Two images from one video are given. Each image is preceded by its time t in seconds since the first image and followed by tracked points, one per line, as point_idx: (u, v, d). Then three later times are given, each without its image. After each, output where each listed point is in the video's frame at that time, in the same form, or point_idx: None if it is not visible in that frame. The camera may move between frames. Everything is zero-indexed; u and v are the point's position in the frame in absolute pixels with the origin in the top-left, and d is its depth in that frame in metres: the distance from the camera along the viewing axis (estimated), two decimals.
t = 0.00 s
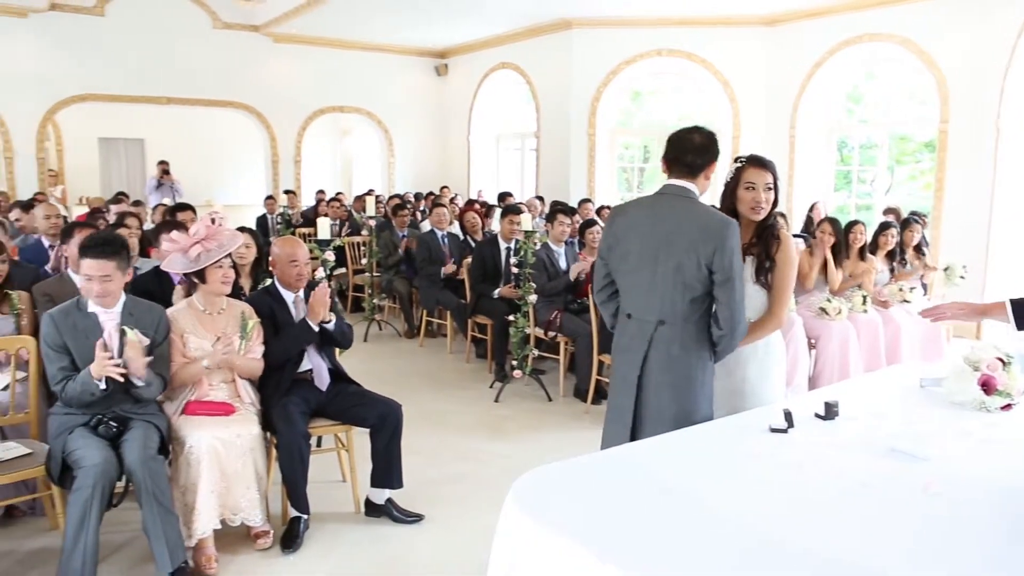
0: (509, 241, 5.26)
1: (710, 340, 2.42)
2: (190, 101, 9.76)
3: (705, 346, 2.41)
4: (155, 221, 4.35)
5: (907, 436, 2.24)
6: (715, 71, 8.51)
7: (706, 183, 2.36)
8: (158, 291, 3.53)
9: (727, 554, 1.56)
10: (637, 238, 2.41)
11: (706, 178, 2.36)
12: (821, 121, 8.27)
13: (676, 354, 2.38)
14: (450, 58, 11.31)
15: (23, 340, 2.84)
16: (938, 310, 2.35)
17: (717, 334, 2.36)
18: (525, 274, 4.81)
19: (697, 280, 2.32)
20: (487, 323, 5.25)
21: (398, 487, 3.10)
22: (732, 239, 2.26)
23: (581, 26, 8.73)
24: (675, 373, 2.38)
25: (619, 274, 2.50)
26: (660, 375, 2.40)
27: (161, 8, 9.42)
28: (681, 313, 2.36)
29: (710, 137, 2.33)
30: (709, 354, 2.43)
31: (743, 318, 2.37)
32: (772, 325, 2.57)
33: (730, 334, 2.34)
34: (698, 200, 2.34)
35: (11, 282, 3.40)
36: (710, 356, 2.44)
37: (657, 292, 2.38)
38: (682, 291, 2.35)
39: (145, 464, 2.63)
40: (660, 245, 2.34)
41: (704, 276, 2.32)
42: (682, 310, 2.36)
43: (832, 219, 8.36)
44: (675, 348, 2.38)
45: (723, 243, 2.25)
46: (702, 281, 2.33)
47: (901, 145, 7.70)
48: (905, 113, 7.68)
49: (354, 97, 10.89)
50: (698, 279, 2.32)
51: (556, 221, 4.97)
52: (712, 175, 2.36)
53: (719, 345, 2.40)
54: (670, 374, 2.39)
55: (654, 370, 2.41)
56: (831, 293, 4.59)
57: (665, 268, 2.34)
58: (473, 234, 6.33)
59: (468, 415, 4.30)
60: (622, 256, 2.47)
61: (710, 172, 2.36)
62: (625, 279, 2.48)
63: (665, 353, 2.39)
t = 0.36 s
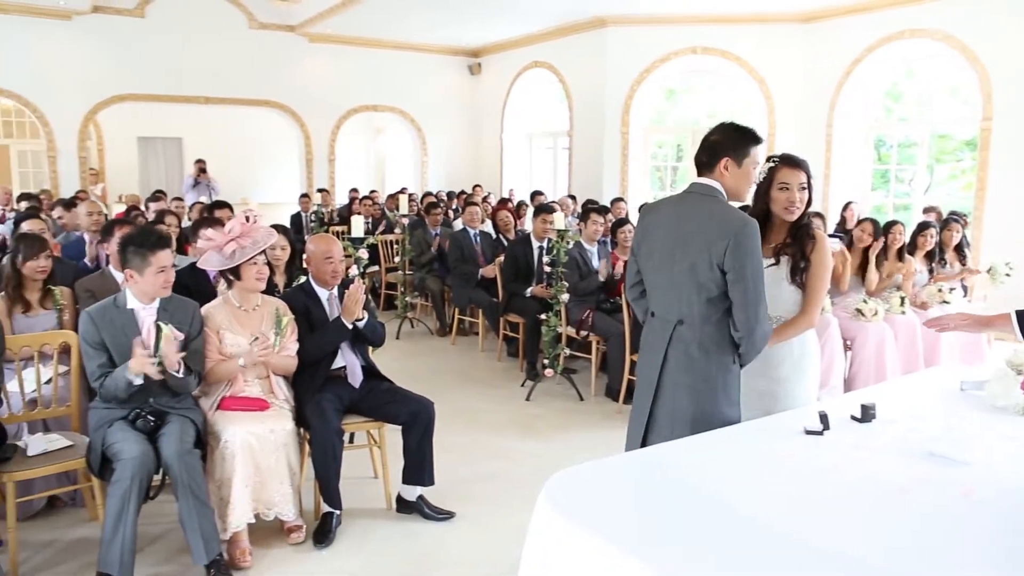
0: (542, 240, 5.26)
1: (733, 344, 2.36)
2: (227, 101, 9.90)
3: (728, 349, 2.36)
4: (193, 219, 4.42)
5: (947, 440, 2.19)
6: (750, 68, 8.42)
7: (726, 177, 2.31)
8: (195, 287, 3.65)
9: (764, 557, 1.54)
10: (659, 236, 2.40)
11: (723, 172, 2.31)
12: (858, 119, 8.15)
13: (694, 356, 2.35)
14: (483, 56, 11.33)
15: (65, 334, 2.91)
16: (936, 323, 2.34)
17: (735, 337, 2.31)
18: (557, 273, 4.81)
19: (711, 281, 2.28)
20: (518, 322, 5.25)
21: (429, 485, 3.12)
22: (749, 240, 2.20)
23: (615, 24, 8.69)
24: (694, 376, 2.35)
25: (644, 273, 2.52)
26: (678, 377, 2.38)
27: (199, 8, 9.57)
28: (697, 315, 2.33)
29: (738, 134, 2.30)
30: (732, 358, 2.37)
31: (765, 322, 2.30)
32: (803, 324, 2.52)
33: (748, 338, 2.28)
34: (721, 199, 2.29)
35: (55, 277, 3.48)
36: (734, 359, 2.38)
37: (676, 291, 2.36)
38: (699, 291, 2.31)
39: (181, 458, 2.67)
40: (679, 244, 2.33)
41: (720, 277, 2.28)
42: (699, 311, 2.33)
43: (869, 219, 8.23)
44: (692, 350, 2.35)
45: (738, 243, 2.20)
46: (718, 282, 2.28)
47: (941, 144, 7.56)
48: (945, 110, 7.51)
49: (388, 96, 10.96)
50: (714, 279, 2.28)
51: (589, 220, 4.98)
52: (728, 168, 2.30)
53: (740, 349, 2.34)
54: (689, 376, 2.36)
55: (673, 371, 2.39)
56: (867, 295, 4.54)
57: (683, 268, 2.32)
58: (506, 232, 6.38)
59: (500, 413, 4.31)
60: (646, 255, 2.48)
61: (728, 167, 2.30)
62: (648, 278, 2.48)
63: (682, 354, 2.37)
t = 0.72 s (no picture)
0: (564, 233, 5.25)
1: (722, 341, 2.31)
2: (252, 94, 9.97)
3: (716, 345, 2.31)
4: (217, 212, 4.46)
5: (975, 437, 2.16)
6: (775, 61, 8.34)
7: (718, 177, 2.29)
8: (217, 278, 3.68)
9: (792, 554, 1.52)
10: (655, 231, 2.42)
11: (715, 172, 2.28)
12: (885, 112, 8.05)
13: (682, 350, 2.34)
14: (506, 49, 11.32)
15: (92, 325, 2.95)
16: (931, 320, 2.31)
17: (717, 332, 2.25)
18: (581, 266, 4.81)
19: (689, 275, 2.27)
20: (540, 315, 5.25)
21: (450, 477, 3.13)
22: (721, 234, 2.17)
23: (639, 16, 8.64)
24: (682, 369, 2.34)
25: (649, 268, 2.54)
26: (670, 370, 2.38)
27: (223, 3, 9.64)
28: (681, 308, 2.32)
29: (735, 132, 2.23)
30: (723, 354, 2.31)
31: (746, 319, 2.22)
32: (829, 321, 2.54)
33: (725, 333, 2.22)
34: (707, 194, 2.27)
35: (83, 269, 3.53)
36: (726, 355, 2.32)
37: (663, 282, 2.36)
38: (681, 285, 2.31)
39: (206, 448, 2.69)
40: (664, 238, 2.34)
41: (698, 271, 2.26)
42: (682, 305, 2.32)
43: (895, 214, 8.13)
44: (679, 343, 2.34)
45: (709, 237, 2.18)
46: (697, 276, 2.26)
47: (971, 137, 7.50)
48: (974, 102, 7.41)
49: (411, 89, 10.98)
50: (691, 273, 2.27)
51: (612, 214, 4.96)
52: (719, 169, 2.27)
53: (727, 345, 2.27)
54: (678, 370, 2.35)
55: (664, 364, 2.39)
56: (893, 290, 4.51)
57: (668, 259, 2.33)
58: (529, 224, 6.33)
59: (522, 406, 4.31)
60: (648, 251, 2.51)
61: (718, 168, 2.27)
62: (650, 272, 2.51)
63: (671, 347, 2.37)
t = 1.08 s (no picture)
0: (572, 228, 5.25)
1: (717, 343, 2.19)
2: (261, 89, 9.99)
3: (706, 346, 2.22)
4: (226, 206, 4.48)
5: (984, 434, 2.15)
6: (785, 55, 8.31)
7: (729, 176, 2.21)
8: (225, 274, 3.70)
9: (799, 548, 1.52)
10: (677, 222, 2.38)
11: (725, 172, 2.20)
12: (895, 107, 8.00)
13: (675, 344, 2.29)
14: (515, 44, 11.31)
15: (101, 318, 2.97)
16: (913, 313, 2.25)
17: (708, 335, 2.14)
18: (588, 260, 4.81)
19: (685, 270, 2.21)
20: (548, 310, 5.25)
21: (457, 471, 3.13)
22: (715, 233, 2.08)
23: (649, 11, 8.61)
24: (673, 364, 2.30)
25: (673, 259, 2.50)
26: (663, 363, 2.34)
27: None
28: (678, 303, 2.27)
29: (741, 130, 2.14)
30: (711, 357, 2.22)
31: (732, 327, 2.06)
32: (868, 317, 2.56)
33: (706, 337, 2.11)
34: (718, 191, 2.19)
35: (92, 263, 3.54)
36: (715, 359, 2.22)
37: (669, 274, 2.32)
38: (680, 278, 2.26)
39: (214, 441, 2.69)
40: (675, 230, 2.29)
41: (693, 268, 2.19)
42: (679, 300, 2.27)
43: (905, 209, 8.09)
44: (673, 337, 2.30)
45: (702, 234, 2.10)
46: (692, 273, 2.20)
47: (981, 131, 7.39)
48: (985, 97, 7.32)
49: (419, 83, 10.98)
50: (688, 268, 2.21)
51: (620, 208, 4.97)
52: (729, 169, 2.19)
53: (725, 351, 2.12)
54: (670, 364, 2.31)
55: (660, 357, 2.36)
56: (903, 285, 4.51)
57: (672, 251, 2.28)
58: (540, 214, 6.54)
59: (529, 400, 4.32)
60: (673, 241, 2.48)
61: (728, 167, 2.19)
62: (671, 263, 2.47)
63: (666, 340, 2.33)
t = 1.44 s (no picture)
0: (568, 224, 5.26)
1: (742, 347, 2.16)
2: (255, 85, 9.96)
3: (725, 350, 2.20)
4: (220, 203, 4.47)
5: (979, 429, 2.15)
6: (781, 52, 8.32)
7: (777, 183, 2.13)
8: (222, 271, 3.70)
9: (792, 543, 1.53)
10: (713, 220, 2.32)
11: (772, 178, 2.13)
12: (890, 103, 8.01)
13: (692, 342, 2.27)
14: (510, 40, 11.29)
15: (96, 316, 2.96)
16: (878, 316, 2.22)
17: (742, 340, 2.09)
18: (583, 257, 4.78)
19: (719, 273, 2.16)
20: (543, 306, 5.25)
21: (453, 468, 3.13)
22: (761, 242, 2.01)
23: (645, 7, 8.60)
24: (688, 360, 2.28)
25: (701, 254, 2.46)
26: (679, 358, 2.33)
27: None
28: (704, 302, 2.23)
29: (786, 136, 2.06)
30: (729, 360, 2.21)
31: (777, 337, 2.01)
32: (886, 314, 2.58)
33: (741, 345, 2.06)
34: (763, 197, 2.12)
35: (87, 260, 3.53)
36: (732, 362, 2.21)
37: (700, 272, 2.27)
38: (711, 279, 2.21)
39: (209, 438, 2.69)
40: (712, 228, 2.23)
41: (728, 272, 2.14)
42: (705, 299, 2.23)
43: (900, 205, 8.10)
44: (692, 334, 2.28)
45: (746, 240, 2.04)
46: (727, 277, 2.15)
47: (975, 128, 7.44)
48: (981, 94, 7.35)
49: (414, 80, 10.96)
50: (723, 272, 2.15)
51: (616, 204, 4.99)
52: (776, 176, 2.12)
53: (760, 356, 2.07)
54: (685, 361, 2.29)
55: (676, 352, 2.34)
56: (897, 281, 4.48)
57: (707, 251, 2.22)
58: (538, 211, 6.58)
59: (524, 397, 4.32)
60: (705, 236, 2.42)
61: (775, 174, 2.12)
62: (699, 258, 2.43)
63: (684, 336, 2.31)
